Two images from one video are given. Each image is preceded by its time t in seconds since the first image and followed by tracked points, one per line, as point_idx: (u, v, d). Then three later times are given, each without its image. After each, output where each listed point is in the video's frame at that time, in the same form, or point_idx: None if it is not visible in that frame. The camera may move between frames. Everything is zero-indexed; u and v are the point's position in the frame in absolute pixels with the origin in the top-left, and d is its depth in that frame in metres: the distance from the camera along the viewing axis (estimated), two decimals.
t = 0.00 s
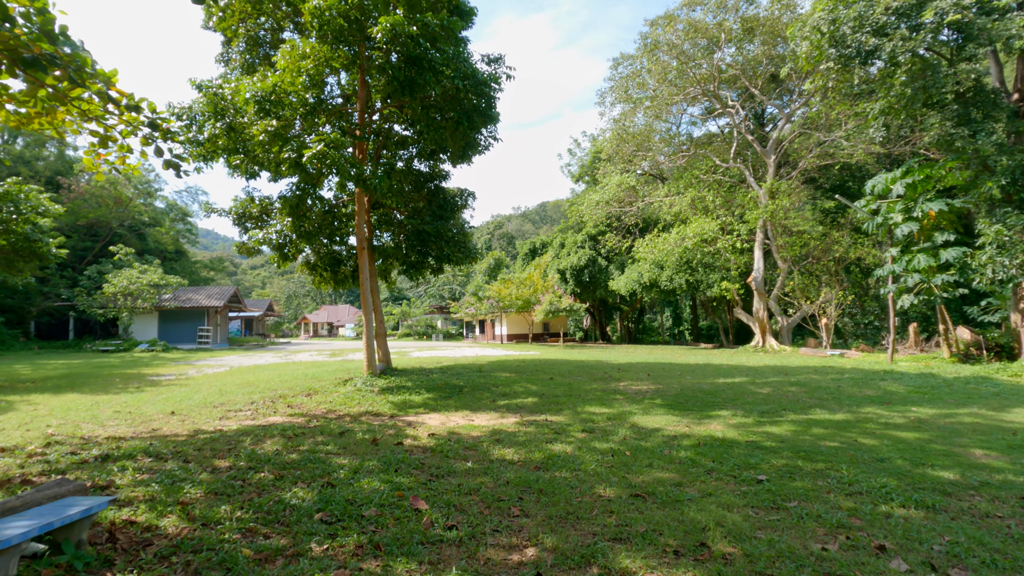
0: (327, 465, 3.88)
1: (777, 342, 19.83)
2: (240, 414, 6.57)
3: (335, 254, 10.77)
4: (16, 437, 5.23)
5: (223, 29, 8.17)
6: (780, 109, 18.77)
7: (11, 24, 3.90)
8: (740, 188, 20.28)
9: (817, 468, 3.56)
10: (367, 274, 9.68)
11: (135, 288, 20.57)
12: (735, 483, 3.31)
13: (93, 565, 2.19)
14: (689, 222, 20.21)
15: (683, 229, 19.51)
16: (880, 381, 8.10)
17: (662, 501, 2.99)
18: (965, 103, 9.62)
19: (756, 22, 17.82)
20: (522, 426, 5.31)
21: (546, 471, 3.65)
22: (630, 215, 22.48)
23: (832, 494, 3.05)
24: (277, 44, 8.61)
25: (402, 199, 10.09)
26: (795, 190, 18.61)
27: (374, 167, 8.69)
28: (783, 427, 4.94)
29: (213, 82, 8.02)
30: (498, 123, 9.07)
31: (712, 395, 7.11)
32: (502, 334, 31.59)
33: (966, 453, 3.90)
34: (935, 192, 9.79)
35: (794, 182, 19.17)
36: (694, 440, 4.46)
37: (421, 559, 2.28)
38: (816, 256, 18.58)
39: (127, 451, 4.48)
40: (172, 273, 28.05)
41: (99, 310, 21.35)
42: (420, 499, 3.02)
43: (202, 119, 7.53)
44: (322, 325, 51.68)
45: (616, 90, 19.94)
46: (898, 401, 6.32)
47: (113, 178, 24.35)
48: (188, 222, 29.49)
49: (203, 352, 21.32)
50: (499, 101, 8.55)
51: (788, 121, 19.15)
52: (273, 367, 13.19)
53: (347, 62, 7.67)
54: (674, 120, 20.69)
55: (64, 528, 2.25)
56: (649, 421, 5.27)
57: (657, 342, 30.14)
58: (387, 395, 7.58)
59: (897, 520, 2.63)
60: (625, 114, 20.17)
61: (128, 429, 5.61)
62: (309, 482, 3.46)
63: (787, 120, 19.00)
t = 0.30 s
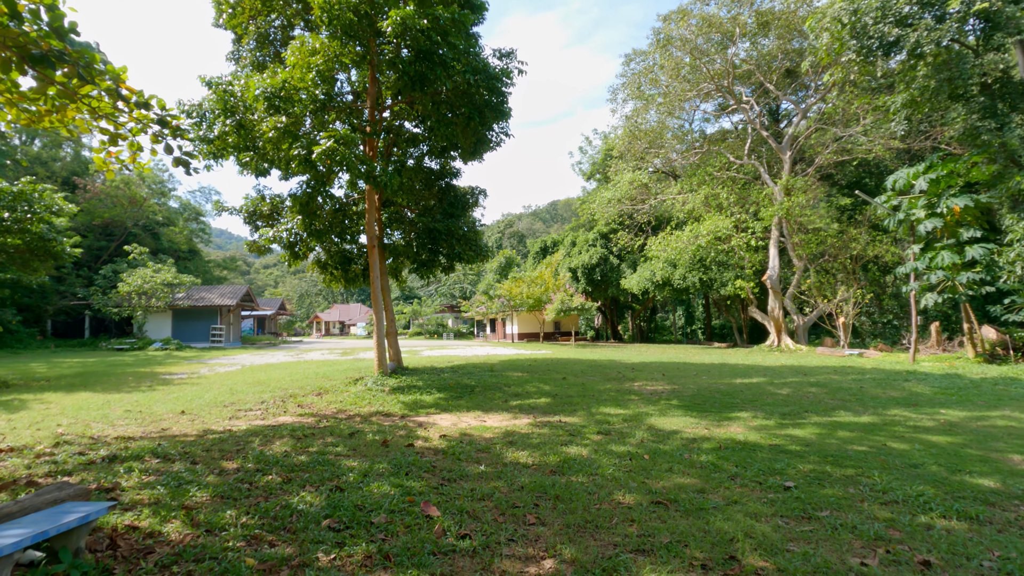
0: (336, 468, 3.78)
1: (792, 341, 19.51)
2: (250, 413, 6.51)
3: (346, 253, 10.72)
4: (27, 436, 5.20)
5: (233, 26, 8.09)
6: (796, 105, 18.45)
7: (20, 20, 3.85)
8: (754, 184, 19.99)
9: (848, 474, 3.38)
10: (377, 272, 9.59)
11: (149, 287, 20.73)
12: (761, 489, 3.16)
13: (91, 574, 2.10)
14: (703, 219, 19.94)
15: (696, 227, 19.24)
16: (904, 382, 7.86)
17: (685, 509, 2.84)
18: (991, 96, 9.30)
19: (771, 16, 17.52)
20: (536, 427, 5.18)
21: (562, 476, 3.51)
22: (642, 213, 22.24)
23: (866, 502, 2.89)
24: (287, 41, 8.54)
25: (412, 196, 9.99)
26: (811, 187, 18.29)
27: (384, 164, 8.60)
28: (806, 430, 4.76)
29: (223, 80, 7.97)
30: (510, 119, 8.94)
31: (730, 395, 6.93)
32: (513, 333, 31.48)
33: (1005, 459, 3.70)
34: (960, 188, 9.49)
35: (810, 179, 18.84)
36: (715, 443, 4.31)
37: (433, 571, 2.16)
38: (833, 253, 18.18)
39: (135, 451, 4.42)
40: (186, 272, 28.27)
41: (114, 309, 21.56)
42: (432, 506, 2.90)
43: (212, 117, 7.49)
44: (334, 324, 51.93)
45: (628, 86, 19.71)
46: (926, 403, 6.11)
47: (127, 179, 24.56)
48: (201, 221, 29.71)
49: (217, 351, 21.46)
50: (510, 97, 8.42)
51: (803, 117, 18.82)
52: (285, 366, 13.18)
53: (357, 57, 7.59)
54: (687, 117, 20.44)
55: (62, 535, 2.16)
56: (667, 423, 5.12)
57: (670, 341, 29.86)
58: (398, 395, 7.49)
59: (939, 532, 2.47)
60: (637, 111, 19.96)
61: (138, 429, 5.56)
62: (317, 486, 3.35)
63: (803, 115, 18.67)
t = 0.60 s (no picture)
0: (346, 469, 3.67)
1: (807, 339, 19.20)
2: (259, 411, 6.44)
3: (355, 249, 10.64)
4: (34, 434, 5.14)
5: (241, 20, 8.02)
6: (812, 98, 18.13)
7: (26, 12, 3.79)
8: (768, 180, 19.68)
9: (881, 479, 3.21)
10: (387, 268, 9.48)
11: (160, 284, 20.84)
12: (789, 495, 3.00)
13: None
14: (715, 216, 19.67)
15: (708, 223, 18.98)
16: (928, 381, 7.63)
17: (710, 515, 2.69)
18: (1018, 86, 9.01)
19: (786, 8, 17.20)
20: (549, 427, 5.04)
21: (578, 478, 3.38)
22: (653, 209, 22.00)
23: (903, 510, 2.72)
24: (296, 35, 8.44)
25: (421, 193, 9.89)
26: (826, 182, 17.97)
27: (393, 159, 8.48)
28: (831, 431, 4.59)
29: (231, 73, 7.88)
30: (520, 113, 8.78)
31: (747, 395, 6.76)
32: (523, 331, 31.39)
33: None
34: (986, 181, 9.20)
35: (825, 174, 18.52)
36: (736, 445, 4.15)
37: None
38: (849, 249, 17.83)
39: (141, 450, 4.33)
40: (197, 269, 28.44)
41: (126, 306, 21.69)
42: (443, 510, 2.77)
43: (220, 111, 7.42)
44: (344, 321, 52.14)
45: (639, 81, 19.46)
46: (953, 402, 5.90)
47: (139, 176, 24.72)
48: (212, 219, 29.85)
49: (228, 347, 21.56)
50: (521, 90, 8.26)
51: (818, 111, 18.50)
52: (295, 363, 13.16)
53: (366, 50, 7.48)
54: (699, 112, 20.16)
55: (56, 541, 2.06)
56: (684, 423, 4.97)
57: (680, 339, 29.61)
58: (408, 393, 7.39)
59: (987, 544, 2.30)
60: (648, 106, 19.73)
61: (146, 427, 5.50)
62: (325, 488, 3.24)
63: (818, 109, 18.33)
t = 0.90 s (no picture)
0: (353, 476, 3.56)
1: (818, 339, 18.94)
2: (265, 413, 6.35)
3: (362, 249, 10.56)
4: (39, 437, 5.08)
5: (248, 17, 7.96)
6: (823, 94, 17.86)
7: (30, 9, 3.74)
8: (778, 177, 19.42)
9: (913, 489, 3.05)
10: (394, 268, 9.37)
11: (168, 284, 20.89)
12: (817, 506, 2.85)
13: None
14: (725, 214, 19.43)
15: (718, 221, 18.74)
16: (948, 382, 7.44)
17: (735, 529, 2.55)
18: None
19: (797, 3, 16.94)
20: (561, 431, 4.91)
21: (593, 487, 3.25)
22: (661, 207, 21.81)
23: (940, 524, 2.57)
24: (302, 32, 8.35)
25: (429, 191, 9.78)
26: (838, 180, 17.71)
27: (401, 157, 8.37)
28: (854, 436, 4.43)
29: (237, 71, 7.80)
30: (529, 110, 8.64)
31: (763, 396, 6.59)
32: (530, 330, 31.27)
33: None
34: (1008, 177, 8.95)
35: (837, 171, 18.25)
36: (756, 451, 3.99)
37: None
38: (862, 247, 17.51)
39: (145, 454, 4.24)
40: (206, 269, 28.53)
41: (135, 306, 21.75)
42: (455, 522, 2.64)
43: (227, 109, 7.34)
44: (351, 320, 52.24)
45: (648, 78, 19.25)
46: (978, 405, 5.71)
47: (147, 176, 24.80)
48: (220, 219, 29.93)
49: (235, 347, 21.57)
50: (530, 86, 8.12)
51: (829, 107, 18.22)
52: (302, 363, 13.10)
53: (372, 46, 7.37)
54: (708, 109, 19.94)
55: (48, 558, 1.95)
56: (700, 427, 4.83)
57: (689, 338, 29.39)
58: (416, 394, 7.29)
59: None
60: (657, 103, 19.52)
61: (151, 430, 5.43)
62: (331, 497, 3.13)
63: (830, 105, 18.04)
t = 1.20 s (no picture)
0: (354, 478, 3.44)
1: (827, 338, 18.71)
2: (267, 412, 6.24)
3: (365, 246, 10.44)
4: (36, 436, 4.99)
5: (250, 11, 7.84)
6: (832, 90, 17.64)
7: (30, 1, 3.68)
8: (786, 174, 19.19)
9: (943, 494, 2.89)
10: (398, 266, 9.22)
11: (173, 282, 20.87)
12: (841, 512, 2.70)
13: None
14: (732, 211, 19.23)
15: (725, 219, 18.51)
16: (965, 382, 7.25)
17: (757, 536, 2.41)
18: None
19: None
20: (569, 431, 4.78)
21: (605, 489, 3.11)
22: (667, 205, 21.61)
23: (976, 532, 2.42)
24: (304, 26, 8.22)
25: (432, 188, 9.64)
26: (847, 177, 17.48)
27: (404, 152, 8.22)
28: (874, 437, 4.27)
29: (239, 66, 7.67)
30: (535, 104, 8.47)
31: (774, 396, 6.44)
32: (535, 329, 31.16)
33: None
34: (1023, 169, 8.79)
35: (846, 168, 18.02)
36: (773, 452, 3.84)
37: None
38: (871, 244, 17.26)
39: (143, 454, 4.14)
40: (210, 268, 28.54)
41: (140, 304, 21.74)
42: (460, 529, 2.50)
43: (228, 104, 7.23)
44: (356, 319, 52.24)
45: (653, 75, 19.08)
46: (998, 405, 5.54)
47: (152, 175, 24.79)
48: (225, 218, 29.94)
49: (239, 345, 21.53)
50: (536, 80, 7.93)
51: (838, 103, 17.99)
52: (305, 361, 13.01)
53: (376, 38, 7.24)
54: (714, 106, 19.74)
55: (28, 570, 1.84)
56: (712, 428, 4.69)
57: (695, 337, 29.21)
58: (420, 393, 7.17)
59: None
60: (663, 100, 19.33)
61: (150, 429, 5.33)
62: (332, 499, 3.01)
63: (839, 101, 17.78)
